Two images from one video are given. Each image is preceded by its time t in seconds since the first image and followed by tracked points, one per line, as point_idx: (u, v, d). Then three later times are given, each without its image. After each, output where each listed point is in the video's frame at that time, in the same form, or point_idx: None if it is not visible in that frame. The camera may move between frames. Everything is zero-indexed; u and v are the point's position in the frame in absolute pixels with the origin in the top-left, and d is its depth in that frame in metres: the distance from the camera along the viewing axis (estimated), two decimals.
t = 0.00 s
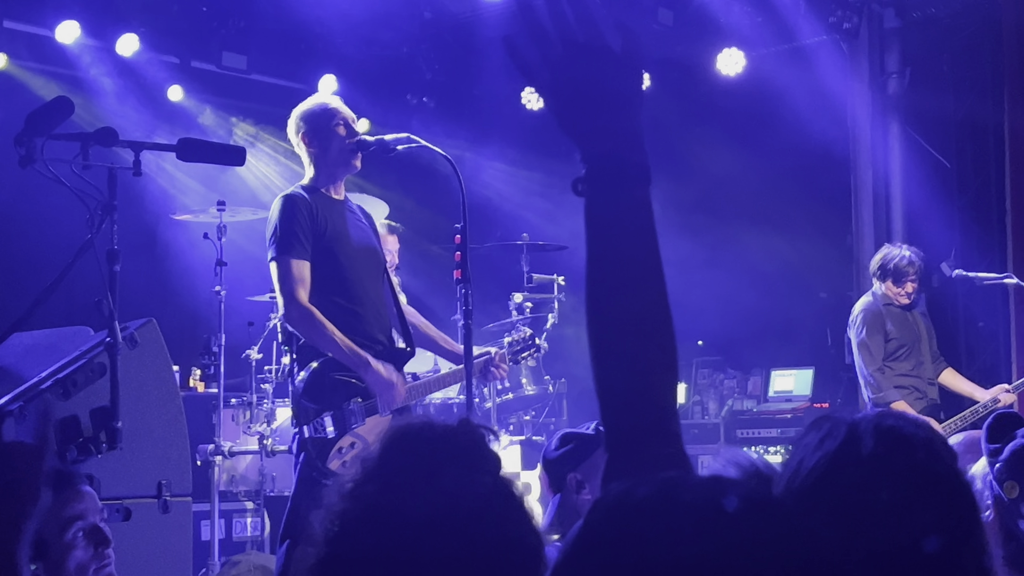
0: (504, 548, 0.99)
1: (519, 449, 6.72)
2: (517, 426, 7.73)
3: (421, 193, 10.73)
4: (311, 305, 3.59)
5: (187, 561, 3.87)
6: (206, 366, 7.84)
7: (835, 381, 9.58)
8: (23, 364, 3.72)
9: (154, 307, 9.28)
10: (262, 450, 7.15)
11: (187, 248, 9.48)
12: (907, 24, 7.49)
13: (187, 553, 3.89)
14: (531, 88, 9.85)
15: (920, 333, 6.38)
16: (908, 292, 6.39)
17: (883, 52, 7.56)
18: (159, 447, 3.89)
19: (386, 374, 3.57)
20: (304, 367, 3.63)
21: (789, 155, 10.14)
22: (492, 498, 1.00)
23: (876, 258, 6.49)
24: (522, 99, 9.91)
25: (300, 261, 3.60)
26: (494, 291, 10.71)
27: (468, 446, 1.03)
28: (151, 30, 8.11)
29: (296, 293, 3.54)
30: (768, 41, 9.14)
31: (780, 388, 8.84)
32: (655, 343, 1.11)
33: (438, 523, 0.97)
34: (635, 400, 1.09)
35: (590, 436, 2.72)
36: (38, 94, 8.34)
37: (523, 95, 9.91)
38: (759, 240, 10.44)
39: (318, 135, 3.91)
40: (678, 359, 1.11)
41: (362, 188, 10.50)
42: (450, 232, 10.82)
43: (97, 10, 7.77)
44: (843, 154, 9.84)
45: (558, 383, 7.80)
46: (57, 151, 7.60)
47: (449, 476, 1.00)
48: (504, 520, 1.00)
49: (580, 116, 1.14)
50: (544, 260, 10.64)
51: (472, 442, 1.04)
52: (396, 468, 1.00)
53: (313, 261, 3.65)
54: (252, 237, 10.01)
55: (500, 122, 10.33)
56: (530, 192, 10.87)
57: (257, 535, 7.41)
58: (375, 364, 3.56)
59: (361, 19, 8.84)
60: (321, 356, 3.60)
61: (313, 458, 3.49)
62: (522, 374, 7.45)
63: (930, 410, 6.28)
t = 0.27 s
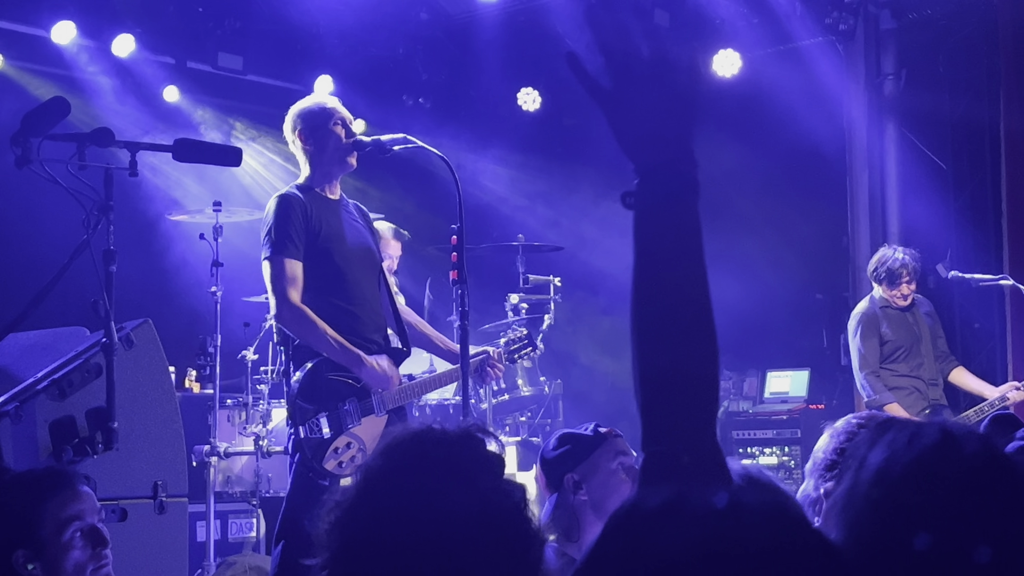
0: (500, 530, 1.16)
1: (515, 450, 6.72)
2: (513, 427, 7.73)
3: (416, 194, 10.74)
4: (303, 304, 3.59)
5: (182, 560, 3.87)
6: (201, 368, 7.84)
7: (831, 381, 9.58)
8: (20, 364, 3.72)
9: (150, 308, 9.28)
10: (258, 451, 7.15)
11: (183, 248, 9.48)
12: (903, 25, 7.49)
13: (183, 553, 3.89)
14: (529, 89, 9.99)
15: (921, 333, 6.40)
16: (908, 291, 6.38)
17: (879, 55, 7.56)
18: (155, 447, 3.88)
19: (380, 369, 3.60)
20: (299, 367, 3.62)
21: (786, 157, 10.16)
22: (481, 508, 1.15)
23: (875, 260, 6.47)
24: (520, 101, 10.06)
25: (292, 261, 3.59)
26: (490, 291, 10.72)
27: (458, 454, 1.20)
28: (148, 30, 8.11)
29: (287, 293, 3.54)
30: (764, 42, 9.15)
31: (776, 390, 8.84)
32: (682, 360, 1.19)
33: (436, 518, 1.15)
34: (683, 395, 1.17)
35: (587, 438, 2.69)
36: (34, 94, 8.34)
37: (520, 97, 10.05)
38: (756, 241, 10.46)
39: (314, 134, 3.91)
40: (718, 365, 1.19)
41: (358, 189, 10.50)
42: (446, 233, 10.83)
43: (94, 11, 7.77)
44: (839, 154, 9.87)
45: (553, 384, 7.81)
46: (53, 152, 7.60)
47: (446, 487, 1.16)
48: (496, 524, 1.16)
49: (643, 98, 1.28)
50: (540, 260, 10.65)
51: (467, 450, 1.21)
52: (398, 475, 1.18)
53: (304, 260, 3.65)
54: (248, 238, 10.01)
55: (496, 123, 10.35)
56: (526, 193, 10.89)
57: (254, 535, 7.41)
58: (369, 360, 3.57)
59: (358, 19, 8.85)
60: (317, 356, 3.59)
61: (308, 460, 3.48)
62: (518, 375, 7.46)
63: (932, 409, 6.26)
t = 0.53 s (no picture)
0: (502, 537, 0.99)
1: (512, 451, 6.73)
2: (509, 428, 7.73)
3: (413, 195, 10.74)
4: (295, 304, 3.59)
5: (179, 561, 3.88)
6: (198, 369, 7.83)
7: (827, 383, 9.59)
8: (16, 366, 3.71)
9: (146, 308, 9.27)
10: (254, 452, 7.14)
11: (180, 250, 9.47)
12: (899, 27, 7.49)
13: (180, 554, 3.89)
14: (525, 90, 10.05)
15: (925, 335, 6.39)
16: (910, 292, 6.35)
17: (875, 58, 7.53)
18: (152, 448, 3.88)
19: (375, 368, 3.58)
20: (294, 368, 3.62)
21: (783, 158, 10.16)
22: (482, 500, 1.00)
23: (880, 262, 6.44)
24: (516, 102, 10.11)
25: (285, 261, 3.59)
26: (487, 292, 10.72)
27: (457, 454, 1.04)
28: (144, 31, 8.10)
29: (279, 292, 3.54)
30: (761, 43, 9.17)
31: (772, 391, 8.84)
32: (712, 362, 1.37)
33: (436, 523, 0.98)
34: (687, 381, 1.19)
35: (586, 438, 2.70)
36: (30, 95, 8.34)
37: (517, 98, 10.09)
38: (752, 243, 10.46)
39: (311, 135, 3.90)
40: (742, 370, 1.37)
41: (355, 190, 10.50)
42: (442, 234, 10.83)
43: (90, 12, 7.76)
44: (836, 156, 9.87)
45: (550, 386, 7.81)
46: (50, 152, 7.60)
47: (441, 483, 1.01)
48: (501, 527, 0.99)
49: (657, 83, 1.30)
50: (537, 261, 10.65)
51: (465, 451, 1.05)
52: (390, 473, 1.02)
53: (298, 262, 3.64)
54: (245, 239, 10.01)
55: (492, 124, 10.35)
56: (523, 194, 10.89)
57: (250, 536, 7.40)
58: (363, 359, 3.56)
59: (354, 20, 8.85)
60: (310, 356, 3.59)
61: (305, 457, 3.47)
62: (515, 377, 7.46)
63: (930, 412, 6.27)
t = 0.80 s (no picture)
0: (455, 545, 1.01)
1: (508, 451, 6.74)
2: (507, 428, 7.73)
3: (410, 196, 10.74)
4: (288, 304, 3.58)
5: (175, 562, 3.89)
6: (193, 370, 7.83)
7: (825, 384, 9.61)
8: (11, 366, 3.72)
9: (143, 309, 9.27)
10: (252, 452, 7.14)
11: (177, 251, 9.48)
12: (896, 28, 7.48)
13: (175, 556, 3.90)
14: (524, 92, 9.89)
15: (926, 340, 6.41)
16: (916, 298, 6.39)
17: (872, 58, 7.54)
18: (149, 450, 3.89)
19: (374, 368, 3.59)
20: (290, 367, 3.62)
21: (781, 159, 10.16)
22: (440, 516, 1.02)
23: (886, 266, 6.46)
24: (516, 104, 9.90)
25: (282, 261, 3.58)
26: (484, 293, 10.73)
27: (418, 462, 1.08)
28: (142, 32, 8.10)
29: (272, 292, 3.53)
30: (759, 45, 9.18)
31: (769, 392, 8.84)
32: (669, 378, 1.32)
33: (393, 541, 1.00)
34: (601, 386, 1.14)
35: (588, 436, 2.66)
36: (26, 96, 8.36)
37: (516, 100, 9.89)
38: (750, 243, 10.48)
39: (308, 136, 3.91)
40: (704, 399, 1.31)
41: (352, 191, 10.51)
42: (440, 234, 10.83)
43: (88, 13, 7.77)
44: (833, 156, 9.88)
45: (547, 387, 7.82)
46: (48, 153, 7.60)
47: (408, 488, 1.04)
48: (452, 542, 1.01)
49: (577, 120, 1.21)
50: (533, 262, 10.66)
51: (434, 453, 1.09)
52: (367, 476, 1.05)
53: (292, 262, 3.64)
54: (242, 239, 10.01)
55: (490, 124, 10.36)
56: (521, 195, 10.89)
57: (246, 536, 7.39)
58: (362, 359, 3.56)
59: (353, 20, 8.86)
60: (309, 356, 3.59)
61: (301, 456, 3.50)
62: (512, 377, 7.47)
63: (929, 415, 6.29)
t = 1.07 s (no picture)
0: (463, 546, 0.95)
1: (506, 451, 6.75)
2: (505, 428, 7.73)
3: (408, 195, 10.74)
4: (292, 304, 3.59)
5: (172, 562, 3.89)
6: (193, 368, 7.83)
7: (823, 384, 9.61)
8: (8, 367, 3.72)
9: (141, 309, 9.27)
10: (250, 452, 7.14)
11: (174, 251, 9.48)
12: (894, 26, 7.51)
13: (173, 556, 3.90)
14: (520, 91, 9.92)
15: (926, 338, 6.40)
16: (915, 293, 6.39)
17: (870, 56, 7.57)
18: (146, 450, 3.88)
19: (373, 370, 3.55)
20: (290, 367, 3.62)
21: (779, 159, 10.17)
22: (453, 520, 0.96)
23: (886, 264, 6.47)
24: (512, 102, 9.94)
25: (283, 262, 3.58)
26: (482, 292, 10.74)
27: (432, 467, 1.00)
28: (139, 31, 8.11)
29: (276, 292, 3.54)
30: (756, 45, 9.19)
31: (768, 391, 8.84)
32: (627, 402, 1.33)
33: (406, 545, 0.94)
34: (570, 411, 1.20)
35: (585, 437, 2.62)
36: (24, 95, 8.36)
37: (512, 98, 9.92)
38: (748, 242, 10.48)
39: (305, 135, 3.90)
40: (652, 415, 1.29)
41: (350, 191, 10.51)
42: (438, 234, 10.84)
43: (85, 12, 7.77)
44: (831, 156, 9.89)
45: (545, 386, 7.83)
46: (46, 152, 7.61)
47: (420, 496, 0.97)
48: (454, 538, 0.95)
49: (531, 133, 1.25)
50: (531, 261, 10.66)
51: (443, 453, 1.01)
52: (372, 489, 0.98)
53: (294, 264, 3.64)
54: (240, 238, 10.01)
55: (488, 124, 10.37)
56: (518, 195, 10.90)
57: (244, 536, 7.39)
58: (362, 360, 3.54)
59: (351, 20, 8.87)
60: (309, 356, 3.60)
61: (299, 458, 3.47)
62: (510, 377, 7.47)
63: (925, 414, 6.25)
